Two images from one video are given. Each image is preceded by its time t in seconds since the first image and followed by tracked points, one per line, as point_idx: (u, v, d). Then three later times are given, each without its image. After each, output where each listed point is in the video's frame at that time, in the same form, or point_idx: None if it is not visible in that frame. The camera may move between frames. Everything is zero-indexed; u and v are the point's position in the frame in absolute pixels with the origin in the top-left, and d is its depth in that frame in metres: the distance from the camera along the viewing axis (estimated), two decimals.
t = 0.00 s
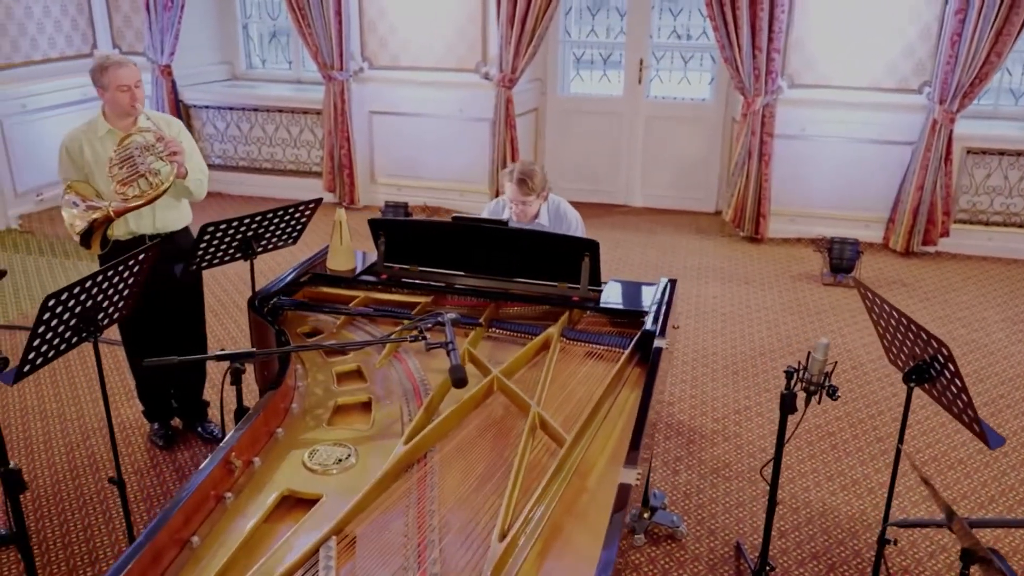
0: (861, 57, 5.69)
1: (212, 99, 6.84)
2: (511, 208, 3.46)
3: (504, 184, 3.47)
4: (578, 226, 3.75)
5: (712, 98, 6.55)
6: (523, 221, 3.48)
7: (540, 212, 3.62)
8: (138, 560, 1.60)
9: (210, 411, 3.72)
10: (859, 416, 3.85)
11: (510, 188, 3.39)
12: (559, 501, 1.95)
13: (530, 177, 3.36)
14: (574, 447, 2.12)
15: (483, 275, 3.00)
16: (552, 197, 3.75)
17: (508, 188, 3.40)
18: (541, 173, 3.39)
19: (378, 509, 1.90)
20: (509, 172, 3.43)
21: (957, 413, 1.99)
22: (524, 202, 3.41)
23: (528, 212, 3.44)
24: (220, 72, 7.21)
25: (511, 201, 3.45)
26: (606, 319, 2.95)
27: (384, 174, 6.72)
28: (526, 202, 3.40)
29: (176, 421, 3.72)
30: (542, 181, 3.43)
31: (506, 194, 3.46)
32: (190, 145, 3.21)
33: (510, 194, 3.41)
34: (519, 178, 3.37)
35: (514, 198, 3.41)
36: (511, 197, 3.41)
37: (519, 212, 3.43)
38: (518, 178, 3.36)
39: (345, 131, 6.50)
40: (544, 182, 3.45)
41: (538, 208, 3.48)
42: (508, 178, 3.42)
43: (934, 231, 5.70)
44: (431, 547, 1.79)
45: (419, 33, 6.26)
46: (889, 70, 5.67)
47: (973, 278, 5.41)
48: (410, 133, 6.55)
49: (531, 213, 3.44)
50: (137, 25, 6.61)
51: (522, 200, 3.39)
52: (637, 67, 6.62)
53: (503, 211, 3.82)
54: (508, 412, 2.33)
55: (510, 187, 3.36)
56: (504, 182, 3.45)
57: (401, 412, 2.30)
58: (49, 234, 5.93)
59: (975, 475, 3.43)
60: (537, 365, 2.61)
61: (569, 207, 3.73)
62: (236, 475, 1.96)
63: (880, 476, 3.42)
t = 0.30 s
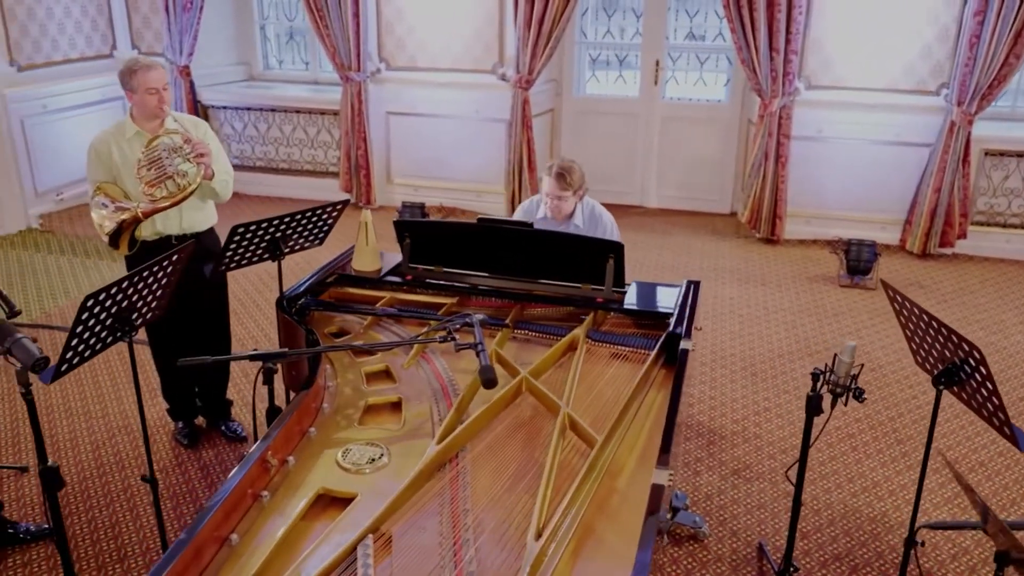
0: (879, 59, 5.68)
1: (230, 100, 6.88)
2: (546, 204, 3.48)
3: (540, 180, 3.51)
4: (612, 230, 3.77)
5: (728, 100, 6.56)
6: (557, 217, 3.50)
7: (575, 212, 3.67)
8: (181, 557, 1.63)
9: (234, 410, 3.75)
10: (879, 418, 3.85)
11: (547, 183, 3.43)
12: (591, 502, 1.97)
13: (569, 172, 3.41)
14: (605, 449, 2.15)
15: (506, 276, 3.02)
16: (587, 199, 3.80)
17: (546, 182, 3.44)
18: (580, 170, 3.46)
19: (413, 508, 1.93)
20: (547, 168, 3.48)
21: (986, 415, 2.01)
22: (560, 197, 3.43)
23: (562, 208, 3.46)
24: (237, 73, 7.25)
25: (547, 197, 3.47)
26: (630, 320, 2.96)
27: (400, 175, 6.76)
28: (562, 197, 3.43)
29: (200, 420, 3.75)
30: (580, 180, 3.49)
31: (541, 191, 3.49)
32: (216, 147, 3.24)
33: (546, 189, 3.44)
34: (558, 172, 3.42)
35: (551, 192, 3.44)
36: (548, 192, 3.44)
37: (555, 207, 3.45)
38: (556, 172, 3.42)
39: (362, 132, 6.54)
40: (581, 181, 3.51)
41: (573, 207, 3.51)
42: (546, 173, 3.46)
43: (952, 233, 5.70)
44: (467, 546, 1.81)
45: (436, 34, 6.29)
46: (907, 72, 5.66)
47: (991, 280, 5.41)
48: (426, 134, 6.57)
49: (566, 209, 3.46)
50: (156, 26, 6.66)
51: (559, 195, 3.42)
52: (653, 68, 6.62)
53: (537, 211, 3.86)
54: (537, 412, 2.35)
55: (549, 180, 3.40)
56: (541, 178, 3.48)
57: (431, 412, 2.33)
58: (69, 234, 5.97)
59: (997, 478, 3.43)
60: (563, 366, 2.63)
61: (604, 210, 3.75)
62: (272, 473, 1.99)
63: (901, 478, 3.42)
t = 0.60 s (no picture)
0: (894, 60, 5.68)
1: (243, 100, 6.91)
2: (573, 204, 3.50)
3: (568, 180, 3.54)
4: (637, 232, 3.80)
5: (740, 100, 6.56)
6: (582, 217, 3.52)
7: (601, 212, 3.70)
8: (216, 553, 1.65)
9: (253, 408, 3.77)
10: (895, 419, 3.86)
11: (575, 182, 3.45)
12: (618, 502, 1.98)
13: (596, 172, 3.43)
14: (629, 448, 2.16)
15: (526, 276, 3.02)
16: (614, 201, 3.83)
17: (574, 182, 3.46)
18: (608, 172, 3.48)
19: (441, 506, 1.94)
20: (575, 168, 3.51)
21: (1011, 417, 2.01)
22: (587, 196, 3.46)
23: (588, 208, 3.48)
24: (251, 73, 7.28)
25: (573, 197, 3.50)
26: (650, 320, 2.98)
27: (413, 175, 6.78)
28: (589, 197, 3.45)
29: (219, 418, 3.77)
30: (607, 181, 3.51)
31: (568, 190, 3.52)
32: (237, 147, 3.25)
33: (573, 188, 3.47)
34: (586, 172, 3.44)
35: (578, 192, 3.47)
36: (575, 191, 3.47)
37: (581, 206, 3.48)
38: (584, 172, 3.44)
39: (376, 132, 6.56)
40: (608, 182, 3.52)
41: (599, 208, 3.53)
42: (574, 173, 3.49)
43: (965, 234, 5.69)
44: (496, 545, 1.83)
45: (449, 34, 6.30)
46: (921, 73, 5.66)
47: (1004, 281, 5.41)
48: (439, 134, 6.59)
49: (592, 210, 3.49)
50: (170, 26, 6.70)
51: (586, 194, 3.45)
52: (665, 69, 6.63)
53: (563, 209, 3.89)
54: (560, 412, 2.36)
55: (577, 179, 3.42)
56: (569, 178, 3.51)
57: (455, 411, 2.34)
58: (84, 233, 6.01)
59: (1014, 479, 3.44)
60: (585, 367, 2.64)
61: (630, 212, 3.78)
62: (301, 471, 2.01)
63: (918, 479, 3.43)
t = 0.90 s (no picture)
0: (908, 60, 5.68)
1: (257, 99, 6.94)
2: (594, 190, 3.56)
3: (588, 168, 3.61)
4: (653, 226, 3.82)
5: (753, 100, 6.57)
6: (603, 203, 3.58)
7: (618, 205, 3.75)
8: (251, 548, 1.67)
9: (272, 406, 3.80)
10: (912, 420, 3.86)
11: (597, 168, 3.53)
12: (643, 499, 2.00)
13: (617, 157, 3.52)
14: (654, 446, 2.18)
15: (545, 276, 3.03)
16: (630, 194, 3.85)
17: (595, 167, 3.53)
18: (627, 158, 3.57)
19: (469, 503, 1.96)
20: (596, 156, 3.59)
21: None
22: (608, 181, 3.53)
23: (610, 193, 3.54)
24: (264, 72, 7.31)
25: (595, 183, 3.57)
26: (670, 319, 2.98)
27: (425, 174, 6.81)
28: (611, 181, 3.52)
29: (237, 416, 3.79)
30: (626, 168, 3.59)
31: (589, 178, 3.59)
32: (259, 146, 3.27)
33: (595, 174, 3.54)
34: (608, 158, 3.53)
35: (600, 177, 3.54)
36: (597, 176, 3.54)
37: (603, 191, 3.54)
38: (606, 157, 3.52)
39: (388, 132, 6.59)
40: (627, 171, 3.61)
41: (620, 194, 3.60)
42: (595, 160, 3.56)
43: (979, 234, 5.69)
44: (525, 541, 1.85)
45: (462, 34, 6.32)
46: (936, 73, 5.65)
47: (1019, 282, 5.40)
48: (452, 134, 6.61)
49: (613, 195, 3.55)
50: (185, 26, 6.73)
51: (608, 178, 3.51)
52: (678, 68, 6.63)
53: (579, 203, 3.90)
54: (583, 410, 2.38)
55: (599, 164, 3.49)
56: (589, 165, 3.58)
57: (480, 410, 2.36)
58: (99, 231, 6.05)
59: None
60: (607, 366, 2.66)
61: (647, 205, 3.81)
62: (330, 468, 2.03)
63: (935, 480, 3.43)
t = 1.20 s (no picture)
0: (923, 61, 5.67)
1: (271, 99, 6.97)
2: (602, 188, 3.61)
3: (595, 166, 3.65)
4: (660, 224, 3.85)
5: (766, 101, 6.57)
6: (612, 201, 3.62)
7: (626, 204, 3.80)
8: (285, 544, 1.69)
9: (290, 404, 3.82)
10: (929, 421, 3.86)
11: (604, 165, 3.57)
12: (670, 498, 2.01)
13: (624, 154, 3.55)
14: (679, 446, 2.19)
15: (565, 276, 3.04)
16: (637, 192, 3.88)
17: (603, 165, 3.57)
18: (633, 155, 3.60)
19: (498, 501, 1.98)
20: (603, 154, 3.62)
21: None
22: (616, 178, 3.57)
23: (618, 190, 3.59)
24: (278, 72, 7.34)
25: (602, 180, 3.61)
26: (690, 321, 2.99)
27: (439, 174, 6.83)
28: (618, 178, 3.56)
29: (256, 414, 3.81)
30: (633, 164, 3.63)
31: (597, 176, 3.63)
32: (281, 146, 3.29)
33: (603, 171, 3.58)
34: (614, 155, 3.56)
35: (607, 174, 3.58)
36: (604, 173, 3.58)
37: (612, 188, 3.58)
38: (613, 155, 3.56)
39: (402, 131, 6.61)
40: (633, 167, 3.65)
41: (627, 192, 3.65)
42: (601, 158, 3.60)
43: (995, 236, 5.68)
44: (554, 538, 1.87)
45: (477, 34, 6.33)
46: (952, 74, 5.64)
47: None
48: (466, 134, 6.63)
49: (621, 192, 3.59)
50: (200, 26, 6.76)
51: (616, 175, 3.56)
52: (691, 68, 6.63)
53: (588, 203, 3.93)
54: (607, 410, 2.39)
55: (606, 161, 3.53)
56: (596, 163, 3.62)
57: (504, 409, 2.38)
58: (116, 230, 6.09)
59: None
60: (629, 366, 2.67)
61: (655, 204, 3.84)
62: (358, 465, 2.05)
63: (953, 481, 3.43)
